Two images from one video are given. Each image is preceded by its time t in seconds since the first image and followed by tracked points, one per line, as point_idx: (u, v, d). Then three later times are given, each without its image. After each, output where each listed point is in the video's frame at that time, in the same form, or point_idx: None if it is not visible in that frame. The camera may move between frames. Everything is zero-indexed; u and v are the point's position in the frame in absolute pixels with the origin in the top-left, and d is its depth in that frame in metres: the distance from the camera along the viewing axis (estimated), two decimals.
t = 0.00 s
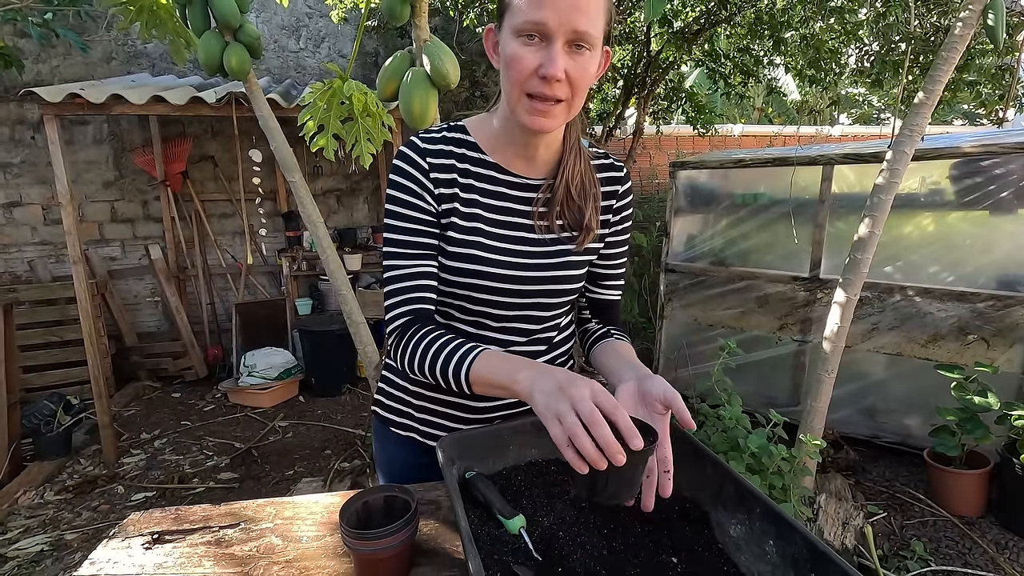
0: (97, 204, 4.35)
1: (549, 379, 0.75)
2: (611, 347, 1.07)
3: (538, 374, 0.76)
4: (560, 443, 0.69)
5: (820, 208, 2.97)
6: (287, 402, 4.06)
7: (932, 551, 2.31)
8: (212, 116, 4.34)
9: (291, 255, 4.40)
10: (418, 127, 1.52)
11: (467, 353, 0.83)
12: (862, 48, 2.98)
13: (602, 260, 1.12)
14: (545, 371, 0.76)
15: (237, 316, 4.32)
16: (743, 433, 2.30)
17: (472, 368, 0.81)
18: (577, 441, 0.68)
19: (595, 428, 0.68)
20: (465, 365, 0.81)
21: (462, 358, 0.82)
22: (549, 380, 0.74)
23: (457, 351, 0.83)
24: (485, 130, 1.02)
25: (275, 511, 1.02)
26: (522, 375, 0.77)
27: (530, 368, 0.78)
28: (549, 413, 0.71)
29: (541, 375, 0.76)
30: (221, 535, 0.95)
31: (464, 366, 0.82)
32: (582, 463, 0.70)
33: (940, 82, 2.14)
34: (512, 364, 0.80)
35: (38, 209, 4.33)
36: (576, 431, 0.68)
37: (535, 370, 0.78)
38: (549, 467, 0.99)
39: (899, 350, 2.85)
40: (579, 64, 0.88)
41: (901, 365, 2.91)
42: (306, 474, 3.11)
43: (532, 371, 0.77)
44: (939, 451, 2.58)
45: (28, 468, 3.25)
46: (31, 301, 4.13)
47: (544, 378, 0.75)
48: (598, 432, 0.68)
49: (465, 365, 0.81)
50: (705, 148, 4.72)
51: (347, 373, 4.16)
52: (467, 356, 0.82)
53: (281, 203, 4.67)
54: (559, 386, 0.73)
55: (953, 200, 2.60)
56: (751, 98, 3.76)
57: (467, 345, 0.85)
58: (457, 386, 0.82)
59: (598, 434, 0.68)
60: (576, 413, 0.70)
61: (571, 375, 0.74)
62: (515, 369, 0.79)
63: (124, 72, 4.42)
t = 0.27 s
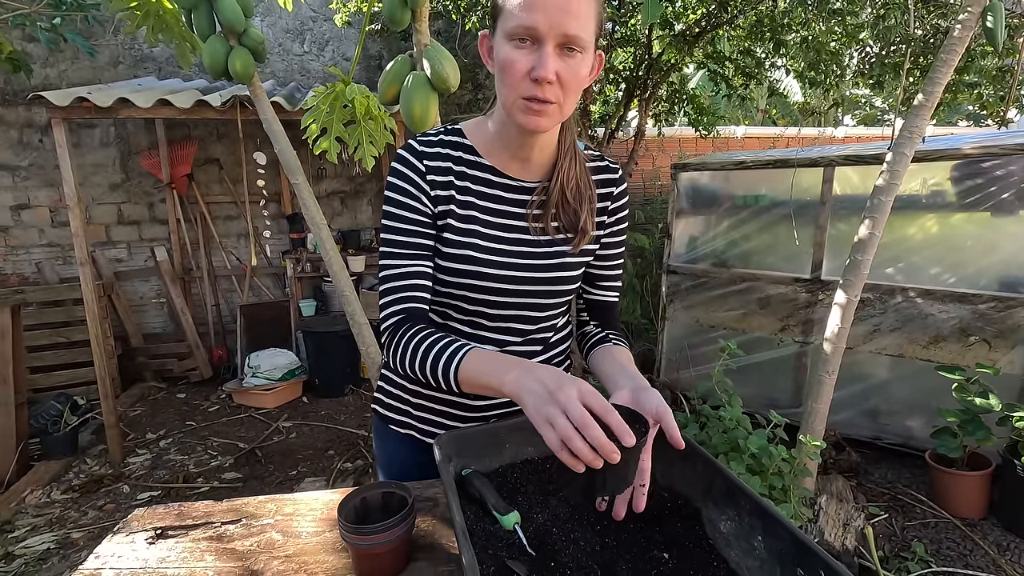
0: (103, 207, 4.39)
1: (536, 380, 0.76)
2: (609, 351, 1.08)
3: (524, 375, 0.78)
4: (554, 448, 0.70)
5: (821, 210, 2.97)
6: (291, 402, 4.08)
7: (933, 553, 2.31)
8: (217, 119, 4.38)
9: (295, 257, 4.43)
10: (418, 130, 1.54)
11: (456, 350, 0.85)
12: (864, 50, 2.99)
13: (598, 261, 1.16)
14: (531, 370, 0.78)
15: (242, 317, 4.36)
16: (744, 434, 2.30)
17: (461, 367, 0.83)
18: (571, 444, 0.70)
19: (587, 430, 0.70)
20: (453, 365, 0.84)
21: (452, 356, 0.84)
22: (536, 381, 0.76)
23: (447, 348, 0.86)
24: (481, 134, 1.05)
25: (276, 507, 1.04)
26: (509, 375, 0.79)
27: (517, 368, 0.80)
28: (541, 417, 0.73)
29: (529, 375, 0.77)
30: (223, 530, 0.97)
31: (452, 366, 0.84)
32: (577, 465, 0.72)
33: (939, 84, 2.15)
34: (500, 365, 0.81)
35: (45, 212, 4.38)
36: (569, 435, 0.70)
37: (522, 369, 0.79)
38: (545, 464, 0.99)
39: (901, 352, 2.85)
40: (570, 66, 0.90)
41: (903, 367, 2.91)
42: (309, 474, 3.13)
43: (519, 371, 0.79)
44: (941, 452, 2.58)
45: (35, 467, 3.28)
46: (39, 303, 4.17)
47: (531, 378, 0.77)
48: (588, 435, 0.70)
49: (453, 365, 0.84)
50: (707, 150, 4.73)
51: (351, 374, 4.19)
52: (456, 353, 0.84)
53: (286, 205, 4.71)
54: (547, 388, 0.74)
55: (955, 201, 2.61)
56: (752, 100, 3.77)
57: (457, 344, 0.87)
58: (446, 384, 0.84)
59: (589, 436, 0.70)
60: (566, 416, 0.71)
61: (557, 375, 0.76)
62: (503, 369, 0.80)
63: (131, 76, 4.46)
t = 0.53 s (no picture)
0: (109, 209, 4.43)
1: (531, 370, 0.78)
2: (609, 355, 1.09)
3: (519, 365, 0.80)
4: (556, 433, 0.73)
5: (822, 211, 2.98)
6: (294, 403, 4.10)
7: (935, 554, 2.31)
8: (222, 122, 4.41)
9: (299, 258, 4.46)
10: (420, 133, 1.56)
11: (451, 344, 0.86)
12: (865, 51, 3.00)
13: (596, 261, 1.18)
14: (524, 361, 0.80)
15: (246, 318, 4.39)
16: (744, 435, 2.31)
17: (456, 360, 0.85)
18: (574, 428, 0.72)
19: (587, 413, 0.73)
20: (447, 358, 0.85)
21: (446, 351, 0.86)
22: (530, 371, 0.78)
23: (440, 343, 0.87)
24: (480, 137, 1.07)
25: (279, 504, 1.05)
26: (505, 367, 0.81)
27: (511, 359, 0.82)
28: (540, 406, 0.75)
29: (525, 365, 0.80)
30: (227, 526, 0.98)
31: (447, 359, 0.85)
32: (580, 448, 0.74)
33: (939, 86, 2.16)
34: (493, 358, 0.83)
35: (52, 214, 4.41)
36: (571, 419, 0.72)
37: (516, 360, 0.81)
38: (542, 463, 1.02)
39: (902, 353, 2.85)
40: (566, 72, 0.92)
41: (905, 368, 2.91)
42: (312, 474, 3.15)
43: (514, 362, 0.81)
44: (942, 454, 2.58)
45: (41, 467, 3.31)
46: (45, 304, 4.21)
47: (528, 367, 0.79)
48: (589, 417, 0.72)
49: (447, 359, 0.85)
50: (709, 152, 4.75)
51: (354, 375, 4.21)
52: (450, 348, 0.86)
53: (289, 208, 4.74)
54: (542, 376, 0.77)
55: (956, 203, 2.61)
56: (753, 102, 3.79)
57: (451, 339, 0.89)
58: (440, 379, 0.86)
59: (591, 419, 0.73)
60: (565, 402, 0.73)
61: (552, 363, 0.78)
62: (497, 361, 0.82)
63: (137, 79, 4.50)
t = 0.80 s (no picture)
0: (114, 211, 4.46)
1: (527, 358, 0.83)
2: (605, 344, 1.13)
3: (515, 354, 0.85)
4: (545, 416, 0.77)
5: (823, 213, 2.98)
6: (297, 405, 4.12)
7: (937, 554, 2.32)
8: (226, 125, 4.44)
9: (302, 260, 4.48)
10: (423, 135, 1.57)
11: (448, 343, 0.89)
12: (866, 54, 3.01)
13: (598, 261, 1.19)
14: (521, 351, 0.84)
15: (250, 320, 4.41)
16: (746, 436, 2.32)
17: (454, 355, 0.88)
18: (562, 412, 0.76)
19: (577, 399, 0.77)
20: (444, 356, 0.89)
21: (443, 349, 0.90)
22: (526, 360, 0.83)
23: (437, 343, 0.90)
24: (483, 140, 1.09)
25: (283, 501, 1.06)
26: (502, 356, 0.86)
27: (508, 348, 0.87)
28: (532, 391, 0.79)
29: (521, 353, 0.85)
30: (232, 523, 1.00)
31: (444, 356, 0.89)
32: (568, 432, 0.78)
33: (939, 87, 2.17)
34: (490, 349, 0.87)
35: (57, 216, 4.44)
36: (560, 403, 0.76)
37: (514, 349, 0.86)
38: (544, 461, 1.04)
39: (904, 354, 2.85)
40: (568, 73, 0.93)
41: (906, 369, 2.91)
42: (315, 475, 3.17)
43: (511, 350, 0.86)
44: (944, 455, 2.58)
45: (46, 468, 3.33)
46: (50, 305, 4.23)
47: (523, 356, 0.84)
48: (577, 403, 0.77)
49: (445, 357, 0.89)
50: (710, 154, 4.76)
51: (357, 377, 4.23)
52: (446, 344, 0.90)
53: (293, 210, 4.76)
54: (538, 363, 0.82)
55: (957, 204, 2.62)
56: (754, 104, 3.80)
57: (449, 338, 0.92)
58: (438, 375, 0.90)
59: (579, 405, 0.77)
60: (557, 388, 0.78)
61: (547, 353, 0.83)
62: (496, 349, 0.87)
63: (142, 82, 4.53)
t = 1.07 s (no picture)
0: (116, 214, 4.47)
1: (506, 361, 0.85)
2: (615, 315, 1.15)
3: (497, 357, 0.86)
4: (515, 420, 0.79)
5: (825, 215, 2.99)
6: (299, 406, 4.13)
7: (939, 556, 2.32)
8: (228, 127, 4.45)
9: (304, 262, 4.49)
10: (427, 138, 1.58)
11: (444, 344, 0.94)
12: (867, 56, 3.03)
13: (605, 259, 1.19)
14: (503, 352, 0.87)
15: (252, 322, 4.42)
16: (748, 437, 2.32)
17: (449, 355, 0.92)
18: (529, 416, 0.77)
19: (544, 404, 0.77)
20: (443, 355, 0.93)
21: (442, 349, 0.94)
22: (506, 361, 0.85)
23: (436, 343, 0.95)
24: (489, 143, 1.10)
25: (290, 503, 1.07)
26: (485, 359, 0.87)
27: (491, 351, 0.88)
28: (506, 392, 0.81)
29: (501, 357, 0.86)
30: (240, 524, 1.00)
31: (442, 355, 0.93)
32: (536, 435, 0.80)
33: (940, 90, 2.18)
34: (478, 348, 0.90)
35: (60, 219, 4.46)
36: (528, 408, 0.77)
37: (497, 353, 0.88)
38: (550, 463, 1.04)
39: (906, 356, 2.86)
40: (580, 74, 0.94)
41: (908, 371, 2.92)
42: (318, 477, 3.18)
43: (494, 353, 0.88)
44: (946, 456, 2.59)
45: (49, 470, 3.34)
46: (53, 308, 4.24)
47: (502, 359, 0.85)
48: (544, 409, 0.77)
49: (443, 355, 0.93)
50: (712, 156, 4.77)
51: (359, 378, 4.23)
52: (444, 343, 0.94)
53: (295, 212, 4.77)
54: (514, 367, 0.83)
55: (958, 206, 2.63)
56: (755, 106, 3.81)
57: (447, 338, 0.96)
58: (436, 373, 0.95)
59: (546, 411, 0.77)
60: (527, 392, 0.79)
61: (525, 356, 0.84)
62: (480, 352, 0.89)
63: (144, 85, 4.55)
